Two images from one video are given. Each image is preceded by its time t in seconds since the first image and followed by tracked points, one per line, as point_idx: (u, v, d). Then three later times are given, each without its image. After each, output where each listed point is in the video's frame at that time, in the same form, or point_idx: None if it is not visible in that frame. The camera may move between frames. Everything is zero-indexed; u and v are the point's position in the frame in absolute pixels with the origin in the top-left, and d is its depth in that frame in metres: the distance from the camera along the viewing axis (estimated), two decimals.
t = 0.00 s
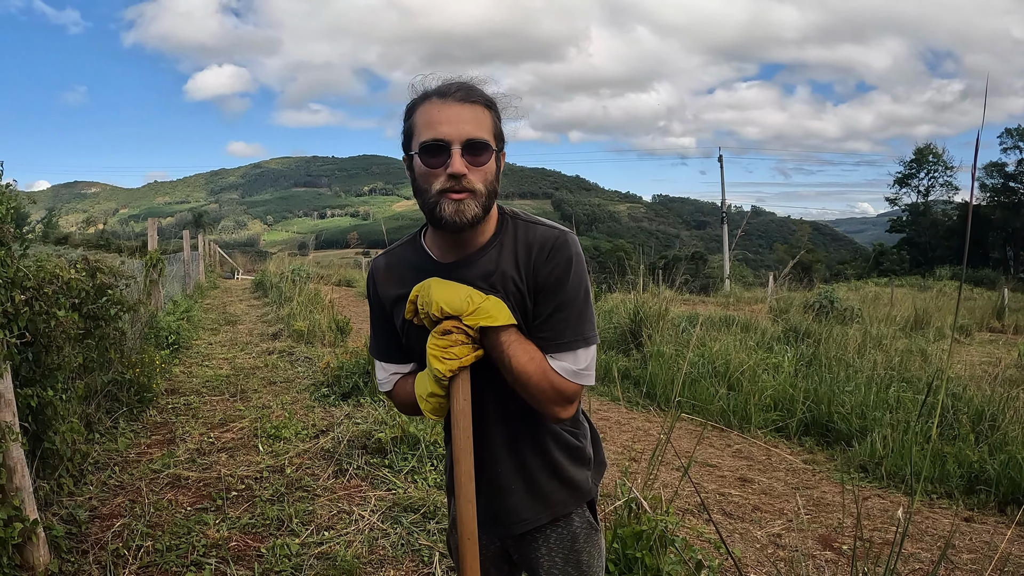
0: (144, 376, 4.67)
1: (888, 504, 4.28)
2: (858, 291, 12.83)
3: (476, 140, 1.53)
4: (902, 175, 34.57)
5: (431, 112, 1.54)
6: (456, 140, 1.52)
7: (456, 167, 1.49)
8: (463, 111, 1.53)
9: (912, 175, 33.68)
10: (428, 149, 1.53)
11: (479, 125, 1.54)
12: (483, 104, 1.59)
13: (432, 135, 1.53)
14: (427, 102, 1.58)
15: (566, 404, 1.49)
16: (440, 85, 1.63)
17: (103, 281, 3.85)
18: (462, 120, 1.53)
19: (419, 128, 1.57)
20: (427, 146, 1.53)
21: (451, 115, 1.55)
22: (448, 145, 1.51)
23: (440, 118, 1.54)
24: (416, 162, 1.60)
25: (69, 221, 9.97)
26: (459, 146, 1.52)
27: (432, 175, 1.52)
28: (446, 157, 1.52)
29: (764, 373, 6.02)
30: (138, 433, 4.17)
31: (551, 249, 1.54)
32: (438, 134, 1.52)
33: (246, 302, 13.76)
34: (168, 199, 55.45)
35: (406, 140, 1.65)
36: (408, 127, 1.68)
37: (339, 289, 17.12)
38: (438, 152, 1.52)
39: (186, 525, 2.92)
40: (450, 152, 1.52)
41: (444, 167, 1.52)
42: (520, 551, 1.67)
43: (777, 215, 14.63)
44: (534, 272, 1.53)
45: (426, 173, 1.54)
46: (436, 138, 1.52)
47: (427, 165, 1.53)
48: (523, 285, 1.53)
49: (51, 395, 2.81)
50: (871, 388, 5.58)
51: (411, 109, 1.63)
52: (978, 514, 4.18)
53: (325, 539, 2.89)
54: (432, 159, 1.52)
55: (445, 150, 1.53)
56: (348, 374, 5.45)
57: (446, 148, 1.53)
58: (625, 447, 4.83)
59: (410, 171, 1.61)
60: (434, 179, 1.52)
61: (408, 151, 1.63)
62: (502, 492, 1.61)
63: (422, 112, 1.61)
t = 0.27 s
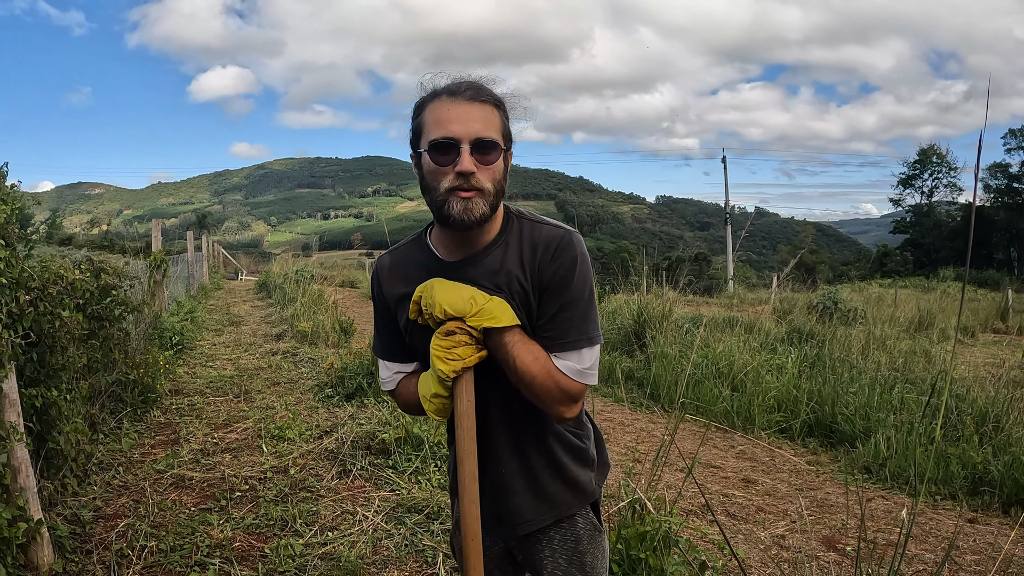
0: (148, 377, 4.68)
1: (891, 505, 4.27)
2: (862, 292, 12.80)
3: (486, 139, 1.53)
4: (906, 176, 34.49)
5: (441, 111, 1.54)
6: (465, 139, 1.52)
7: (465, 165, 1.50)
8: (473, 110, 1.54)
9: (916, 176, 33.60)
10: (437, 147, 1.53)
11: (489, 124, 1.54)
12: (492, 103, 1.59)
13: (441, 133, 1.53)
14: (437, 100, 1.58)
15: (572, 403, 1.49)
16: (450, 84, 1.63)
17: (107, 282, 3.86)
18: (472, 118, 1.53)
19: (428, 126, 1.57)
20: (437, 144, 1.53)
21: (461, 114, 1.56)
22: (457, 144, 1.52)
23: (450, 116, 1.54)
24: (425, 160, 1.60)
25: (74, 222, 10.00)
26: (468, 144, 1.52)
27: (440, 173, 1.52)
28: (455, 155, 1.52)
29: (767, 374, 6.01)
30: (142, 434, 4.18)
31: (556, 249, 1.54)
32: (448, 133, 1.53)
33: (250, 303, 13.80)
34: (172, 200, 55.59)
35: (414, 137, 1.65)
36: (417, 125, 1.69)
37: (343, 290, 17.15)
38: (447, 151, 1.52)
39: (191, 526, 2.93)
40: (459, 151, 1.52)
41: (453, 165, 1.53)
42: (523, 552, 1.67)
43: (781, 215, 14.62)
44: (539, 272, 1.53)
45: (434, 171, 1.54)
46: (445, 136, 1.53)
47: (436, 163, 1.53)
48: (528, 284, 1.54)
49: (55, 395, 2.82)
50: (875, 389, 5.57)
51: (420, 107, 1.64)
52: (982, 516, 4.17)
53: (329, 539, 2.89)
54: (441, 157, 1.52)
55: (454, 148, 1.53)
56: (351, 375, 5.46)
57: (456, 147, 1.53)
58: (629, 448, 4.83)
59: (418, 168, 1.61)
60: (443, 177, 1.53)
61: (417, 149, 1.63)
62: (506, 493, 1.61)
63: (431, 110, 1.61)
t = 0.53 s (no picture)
0: (153, 378, 4.70)
1: (895, 507, 4.26)
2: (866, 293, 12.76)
3: (508, 132, 1.55)
4: (910, 178, 34.41)
5: (467, 103, 1.56)
6: (489, 130, 1.54)
7: (487, 154, 1.51)
8: (498, 104, 1.56)
9: (920, 178, 33.51)
10: (462, 136, 1.55)
11: (513, 119, 1.56)
12: (517, 100, 1.61)
13: (466, 123, 1.55)
14: (464, 93, 1.60)
15: (581, 399, 1.50)
16: (477, 81, 1.66)
17: (112, 282, 3.87)
18: (497, 111, 1.55)
19: (454, 117, 1.59)
20: (461, 134, 1.55)
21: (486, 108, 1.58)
22: (481, 134, 1.53)
23: (475, 108, 1.56)
24: (448, 150, 1.62)
25: (79, 223, 10.03)
26: (491, 136, 1.54)
27: (463, 161, 1.54)
28: (477, 145, 1.53)
29: (771, 376, 6.00)
30: (146, 435, 4.19)
31: (567, 245, 1.54)
32: (472, 124, 1.55)
33: (253, 304, 13.82)
34: (176, 201, 55.73)
35: (439, 129, 1.67)
36: (442, 118, 1.71)
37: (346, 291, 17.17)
38: (471, 140, 1.54)
39: (195, 526, 2.93)
40: (483, 141, 1.54)
41: (475, 154, 1.54)
42: (524, 558, 1.66)
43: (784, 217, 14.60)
44: (551, 266, 1.53)
45: (456, 159, 1.55)
46: (470, 126, 1.54)
47: (459, 152, 1.55)
48: (539, 277, 1.53)
49: (60, 396, 2.83)
50: (878, 391, 5.55)
51: (447, 100, 1.66)
52: (985, 518, 4.15)
53: (333, 540, 2.90)
54: (464, 146, 1.53)
55: (478, 139, 1.55)
56: (355, 376, 5.46)
57: (479, 137, 1.55)
58: (632, 449, 4.82)
59: (441, 158, 1.63)
60: (464, 166, 1.54)
61: (441, 140, 1.65)
62: (508, 497, 1.61)
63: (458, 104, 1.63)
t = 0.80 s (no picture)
0: (155, 379, 4.70)
1: (897, 510, 4.24)
2: (869, 295, 12.73)
3: (529, 137, 1.56)
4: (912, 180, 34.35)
5: (490, 107, 1.57)
6: (510, 134, 1.55)
7: (507, 155, 1.52)
8: (521, 109, 1.57)
9: (923, 180, 33.45)
10: (483, 138, 1.56)
11: (534, 125, 1.57)
12: (539, 108, 1.62)
13: (488, 127, 1.56)
14: (488, 98, 1.62)
15: (591, 392, 1.49)
16: (502, 88, 1.67)
17: (115, 284, 3.88)
18: (519, 116, 1.56)
19: (477, 120, 1.60)
20: (483, 136, 1.56)
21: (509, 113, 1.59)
22: (502, 137, 1.54)
23: (498, 113, 1.57)
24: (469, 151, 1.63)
25: (82, 225, 10.05)
26: (512, 139, 1.55)
27: (482, 161, 1.55)
28: (497, 147, 1.54)
29: (773, 379, 5.98)
30: (149, 436, 4.20)
31: (578, 242, 1.55)
32: (494, 127, 1.56)
33: (256, 305, 13.83)
34: (179, 202, 55.87)
35: (462, 132, 1.68)
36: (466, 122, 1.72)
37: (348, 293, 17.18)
38: (492, 142, 1.55)
39: (197, 528, 2.94)
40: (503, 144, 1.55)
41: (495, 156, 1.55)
42: (522, 562, 1.66)
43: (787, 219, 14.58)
44: (561, 261, 1.54)
45: (477, 159, 1.56)
46: (492, 129, 1.56)
47: (479, 153, 1.56)
48: (550, 271, 1.54)
49: (63, 398, 2.83)
50: (881, 393, 5.53)
51: (471, 105, 1.68)
52: (987, 521, 4.14)
53: (335, 542, 2.90)
54: (485, 147, 1.54)
55: (499, 142, 1.56)
56: (358, 378, 5.46)
57: (500, 140, 1.56)
58: (634, 452, 4.82)
59: (462, 158, 1.64)
60: (484, 166, 1.55)
61: (463, 142, 1.66)
62: (508, 501, 1.61)
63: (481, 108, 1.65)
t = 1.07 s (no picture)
0: (158, 381, 4.71)
1: (899, 513, 4.23)
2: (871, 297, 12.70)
3: (540, 141, 1.56)
4: (915, 182, 34.27)
5: (502, 111, 1.58)
6: (521, 137, 1.55)
7: (517, 158, 1.52)
8: (532, 114, 1.57)
9: (926, 182, 33.38)
10: (494, 142, 1.56)
11: (545, 129, 1.57)
12: (550, 114, 1.63)
13: (499, 131, 1.56)
14: (500, 103, 1.62)
15: (594, 390, 1.49)
16: (515, 94, 1.67)
17: (119, 286, 3.89)
18: (530, 121, 1.56)
19: (489, 124, 1.61)
20: (495, 140, 1.57)
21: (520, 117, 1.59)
22: (513, 140, 1.55)
23: (510, 117, 1.57)
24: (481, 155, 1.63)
25: (85, 226, 10.07)
26: (523, 142, 1.55)
27: (493, 164, 1.55)
28: (508, 150, 1.55)
29: (775, 381, 5.97)
30: (151, 437, 4.20)
31: (588, 245, 1.56)
32: (505, 131, 1.56)
33: (258, 307, 13.84)
34: (182, 203, 56.00)
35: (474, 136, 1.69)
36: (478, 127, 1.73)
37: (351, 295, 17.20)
38: (502, 145, 1.55)
39: (199, 529, 2.94)
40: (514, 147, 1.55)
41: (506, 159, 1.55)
42: (519, 562, 1.65)
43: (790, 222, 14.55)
44: (571, 262, 1.54)
45: (487, 162, 1.57)
46: (503, 133, 1.56)
47: (490, 156, 1.56)
48: (560, 272, 1.54)
49: (66, 399, 2.84)
50: (883, 396, 5.52)
51: (484, 110, 1.68)
52: (989, 524, 4.12)
53: (337, 544, 2.90)
54: (496, 150, 1.55)
55: (510, 146, 1.56)
56: (360, 380, 5.46)
57: (511, 144, 1.56)
58: (636, 454, 4.81)
59: (474, 161, 1.64)
60: (495, 168, 1.56)
61: (475, 146, 1.67)
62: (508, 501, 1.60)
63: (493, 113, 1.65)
